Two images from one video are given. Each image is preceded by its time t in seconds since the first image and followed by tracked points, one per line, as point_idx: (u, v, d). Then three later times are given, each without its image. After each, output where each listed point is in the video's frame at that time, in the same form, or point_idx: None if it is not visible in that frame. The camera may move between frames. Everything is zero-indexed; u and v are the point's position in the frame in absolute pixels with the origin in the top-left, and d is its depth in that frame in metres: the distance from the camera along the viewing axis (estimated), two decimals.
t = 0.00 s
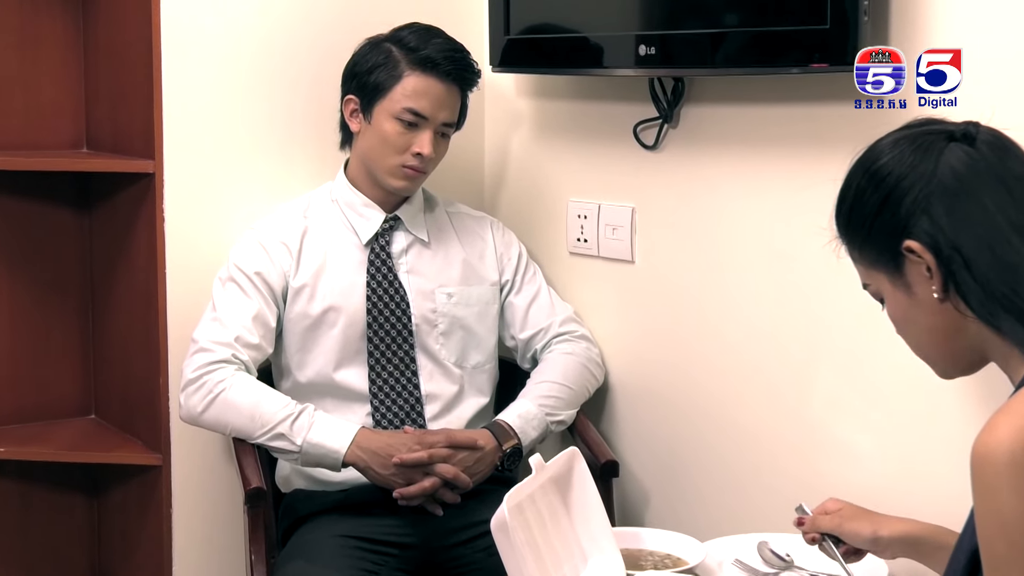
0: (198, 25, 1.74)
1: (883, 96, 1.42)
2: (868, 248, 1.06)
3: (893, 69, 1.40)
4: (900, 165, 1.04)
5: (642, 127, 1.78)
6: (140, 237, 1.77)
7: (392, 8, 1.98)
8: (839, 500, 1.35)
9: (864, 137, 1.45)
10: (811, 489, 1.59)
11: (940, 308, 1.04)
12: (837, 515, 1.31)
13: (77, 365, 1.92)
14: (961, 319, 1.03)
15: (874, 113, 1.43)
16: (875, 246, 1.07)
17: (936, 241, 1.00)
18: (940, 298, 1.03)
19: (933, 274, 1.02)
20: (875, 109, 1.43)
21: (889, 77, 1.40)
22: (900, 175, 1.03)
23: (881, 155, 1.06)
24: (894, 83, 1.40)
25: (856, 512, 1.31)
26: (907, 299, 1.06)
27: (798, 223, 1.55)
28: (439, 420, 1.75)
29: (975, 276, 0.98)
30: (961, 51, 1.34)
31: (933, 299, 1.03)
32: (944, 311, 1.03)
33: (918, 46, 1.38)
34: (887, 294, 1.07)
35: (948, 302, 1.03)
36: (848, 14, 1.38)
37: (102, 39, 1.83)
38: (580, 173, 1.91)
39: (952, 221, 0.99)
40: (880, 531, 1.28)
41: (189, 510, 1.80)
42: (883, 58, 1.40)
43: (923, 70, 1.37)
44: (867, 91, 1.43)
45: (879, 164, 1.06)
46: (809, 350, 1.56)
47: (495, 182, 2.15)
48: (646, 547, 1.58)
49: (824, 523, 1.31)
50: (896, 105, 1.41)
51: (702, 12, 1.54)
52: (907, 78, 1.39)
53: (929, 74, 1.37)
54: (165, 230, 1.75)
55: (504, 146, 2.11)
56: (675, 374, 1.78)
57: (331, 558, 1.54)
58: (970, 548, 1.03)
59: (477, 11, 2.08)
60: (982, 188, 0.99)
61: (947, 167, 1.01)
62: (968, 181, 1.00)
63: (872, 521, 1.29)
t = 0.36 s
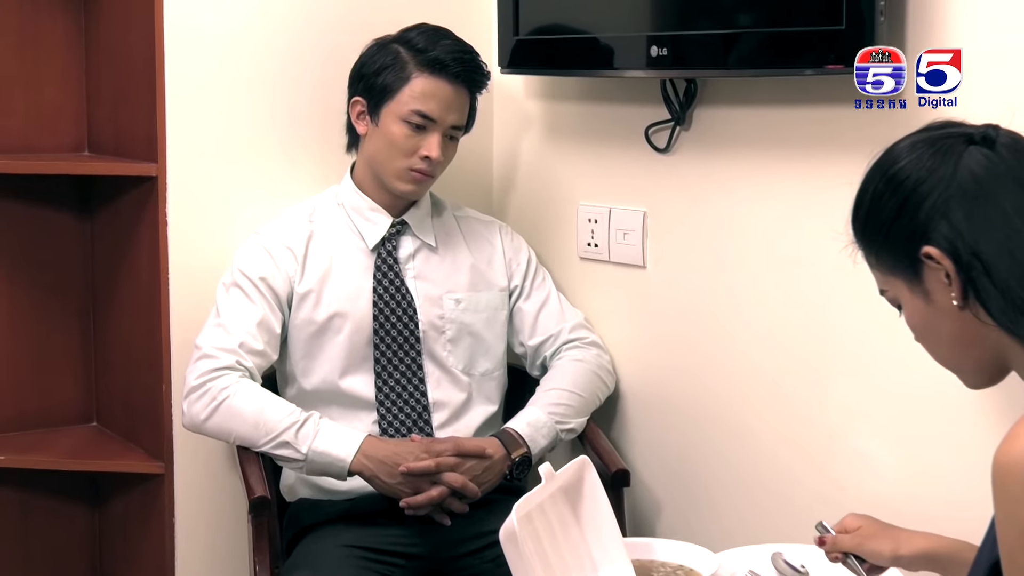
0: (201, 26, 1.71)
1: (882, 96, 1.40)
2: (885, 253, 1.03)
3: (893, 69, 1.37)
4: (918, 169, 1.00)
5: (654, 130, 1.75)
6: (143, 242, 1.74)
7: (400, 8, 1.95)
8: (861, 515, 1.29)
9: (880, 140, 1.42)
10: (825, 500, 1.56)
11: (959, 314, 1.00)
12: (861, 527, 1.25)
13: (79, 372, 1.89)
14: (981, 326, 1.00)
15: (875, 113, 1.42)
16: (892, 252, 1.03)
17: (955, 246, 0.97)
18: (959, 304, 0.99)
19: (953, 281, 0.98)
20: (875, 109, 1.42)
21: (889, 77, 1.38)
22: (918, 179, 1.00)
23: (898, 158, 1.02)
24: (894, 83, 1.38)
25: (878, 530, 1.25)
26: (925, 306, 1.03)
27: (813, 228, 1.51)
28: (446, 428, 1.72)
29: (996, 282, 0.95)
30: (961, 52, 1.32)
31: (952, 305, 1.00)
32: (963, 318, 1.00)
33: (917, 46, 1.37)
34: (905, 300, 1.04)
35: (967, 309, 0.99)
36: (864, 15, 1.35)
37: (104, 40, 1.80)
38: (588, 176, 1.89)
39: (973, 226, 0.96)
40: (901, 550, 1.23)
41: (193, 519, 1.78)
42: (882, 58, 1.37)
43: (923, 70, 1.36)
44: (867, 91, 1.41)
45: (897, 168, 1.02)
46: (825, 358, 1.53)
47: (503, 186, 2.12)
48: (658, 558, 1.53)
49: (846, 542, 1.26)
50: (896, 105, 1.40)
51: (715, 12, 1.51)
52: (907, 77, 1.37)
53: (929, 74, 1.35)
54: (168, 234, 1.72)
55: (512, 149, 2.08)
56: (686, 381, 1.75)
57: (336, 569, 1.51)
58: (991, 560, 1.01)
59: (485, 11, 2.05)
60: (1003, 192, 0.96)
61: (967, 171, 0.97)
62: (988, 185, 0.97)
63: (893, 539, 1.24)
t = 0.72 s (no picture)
0: (203, 26, 1.69)
1: (883, 96, 1.39)
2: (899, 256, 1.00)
3: (893, 69, 1.35)
4: (934, 171, 0.98)
5: (664, 132, 1.72)
6: (144, 246, 1.72)
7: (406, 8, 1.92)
8: (869, 522, 1.24)
9: (893, 142, 1.39)
10: (836, 509, 1.53)
11: (974, 318, 0.98)
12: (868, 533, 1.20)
13: (81, 377, 1.87)
14: (997, 330, 0.97)
15: (875, 112, 1.41)
16: (907, 254, 1.01)
17: (972, 248, 0.94)
18: (974, 308, 0.97)
19: (968, 284, 0.96)
20: (875, 108, 1.41)
21: (889, 77, 1.36)
22: (934, 181, 0.97)
23: (914, 160, 1.00)
24: (894, 83, 1.36)
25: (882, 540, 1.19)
26: (939, 310, 1.00)
27: (825, 231, 1.49)
28: (453, 435, 1.70)
29: (1014, 285, 0.92)
30: (961, 51, 1.31)
31: (967, 309, 0.97)
32: (979, 322, 0.97)
33: (918, 46, 1.36)
34: (919, 303, 1.01)
35: (983, 313, 0.97)
36: (878, 14, 1.32)
37: (106, 40, 1.78)
38: (596, 179, 1.86)
39: (990, 228, 0.94)
40: (907, 559, 1.17)
41: (196, 527, 1.75)
42: (882, 58, 1.35)
43: (923, 70, 1.34)
44: (867, 91, 1.39)
45: (912, 169, 1.00)
46: (838, 364, 1.50)
47: (511, 189, 2.10)
48: (668, 566, 1.48)
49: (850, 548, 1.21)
50: (896, 105, 1.38)
51: (726, 12, 1.48)
52: (907, 78, 1.35)
53: (929, 74, 1.34)
54: (170, 238, 1.70)
55: (520, 151, 2.06)
56: (695, 387, 1.73)
57: None
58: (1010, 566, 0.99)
59: (492, 12, 2.03)
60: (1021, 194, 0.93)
61: (985, 173, 0.95)
62: (1006, 187, 0.94)
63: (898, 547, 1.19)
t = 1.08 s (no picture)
0: (205, 27, 1.67)
1: (882, 96, 1.38)
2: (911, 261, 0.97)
3: (893, 69, 1.33)
4: (947, 174, 0.95)
5: (673, 134, 1.70)
6: (146, 250, 1.70)
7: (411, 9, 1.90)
8: (904, 506, 1.20)
9: (905, 145, 1.37)
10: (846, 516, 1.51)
11: (988, 325, 0.96)
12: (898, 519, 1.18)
13: (83, 382, 1.85)
14: (1010, 336, 0.95)
15: (875, 112, 1.40)
16: (918, 258, 0.98)
17: (986, 254, 0.92)
18: (988, 315, 0.95)
19: (981, 290, 0.94)
20: (875, 109, 1.40)
21: (889, 77, 1.34)
22: (946, 185, 0.95)
23: (926, 162, 0.97)
24: (894, 83, 1.34)
25: (913, 531, 1.16)
26: (952, 316, 0.98)
27: (836, 235, 1.47)
28: (459, 441, 1.68)
29: None
30: (961, 52, 1.30)
31: (981, 316, 0.96)
32: (992, 329, 0.96)
33: (918, 47, 1.34)
34: (931, 309, 0.99)
35: (996, 320, 0.95)
36: (891, 14, 1.30)
37: (108, 42, 1.76)
38: (603, 182, 1.84)
39: (1004, 233, 0.92)
40: (934, 555, 1.16)
41: (199, 535, 1.74)
42: (882, 58, 1.33)
43: (923, 70, 1.33)
44: (867, 91, 1.37)
45: (923, 172, 0.97)
46: (849, 370, 1.48)
47: (517, 192, 2.08)
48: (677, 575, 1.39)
49: (879, 529, 1.18)
50: (896, 105, 1.38)
51: (737, 12, 1.46)
52: (907, 78, 1.33)
53: (930, 74, 1.32)
54: (173, 242, 1.68)
55: (527, 154, 2.04)
56: (703, 393, 1.71)
57: None
58: None
59: (498, 13, 2.01)
60: None
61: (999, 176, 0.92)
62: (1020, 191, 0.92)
63: (927, 541, 1.16)
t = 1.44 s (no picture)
0: (207, 29, 1.66)
1: (882, 96, 1.38)
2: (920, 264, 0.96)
3: (893, 69, 1.31)
4: (958, 176, 0.93)
5: (681, 138, 1.68)
6: (149, 254, 1.69)
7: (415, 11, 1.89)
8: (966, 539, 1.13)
9: (914, 147, 1.35)
10: (854, 523, 1.50)
11: (998, 329, 0.94)
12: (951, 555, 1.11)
13: (85, 388, 1.84)
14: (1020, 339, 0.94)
15: (875, 113, 1.40)
16: (928, 261, 0.97)
17: (996, 257, 0.91)
18: (998, 318, 0.93)
19: (992, 293, 0.92)
20: (875, 109, 1.40)
21: (889, 77, 1.33)
22: (957, 187, 0.93)
23: (936, 164, 0.95)
24: (895, 83, 1.33)
25: (964, 567, 1.10)
26: (962, 319, 0.97)
27: (845, 239, 1.45)
28: (464, 447, 1.66)
29: None
30: (961, 51, 1.29)
31: (991, 319, 0.94)
32: (1002, 333, 0.94)
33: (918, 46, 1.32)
34: (941, 312, 0.98)
35: (1007, 323, 0.93)
36: (900, 16, 1.29)
37: (111, 45, 1.75)
38: (609, 185, 1.83)
39: (1015, 236, 0.90)
40: None
41: (202, 541, 1.72)
42: (882, 58, 1.32)
43: (923, 70, 1.32)
44: (867, 91, 1.36)
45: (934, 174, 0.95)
46: (858, 375, 1.46)
47: (523, 195, 2.06)
48: None
49: (930, 551, 1.11)
50: (896, 105, 1.37)
51: (744, 14, 1.45)
52: (907, 78, 1.32)
53: (930, 74, 1.31)
54: (175, 245, 1.66)
55: (533, 157, 2.02)
56: (710, 398, 1.69)
57: None
58: None
59: (503, 15, 2.00)
60: None
61: (1011, 178, 0.91)
62: None
63: None
